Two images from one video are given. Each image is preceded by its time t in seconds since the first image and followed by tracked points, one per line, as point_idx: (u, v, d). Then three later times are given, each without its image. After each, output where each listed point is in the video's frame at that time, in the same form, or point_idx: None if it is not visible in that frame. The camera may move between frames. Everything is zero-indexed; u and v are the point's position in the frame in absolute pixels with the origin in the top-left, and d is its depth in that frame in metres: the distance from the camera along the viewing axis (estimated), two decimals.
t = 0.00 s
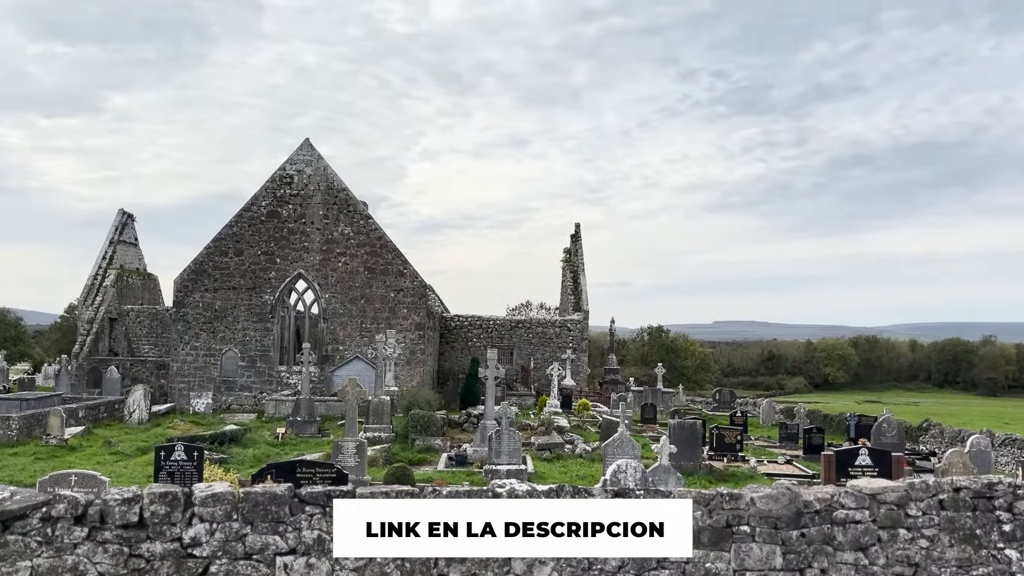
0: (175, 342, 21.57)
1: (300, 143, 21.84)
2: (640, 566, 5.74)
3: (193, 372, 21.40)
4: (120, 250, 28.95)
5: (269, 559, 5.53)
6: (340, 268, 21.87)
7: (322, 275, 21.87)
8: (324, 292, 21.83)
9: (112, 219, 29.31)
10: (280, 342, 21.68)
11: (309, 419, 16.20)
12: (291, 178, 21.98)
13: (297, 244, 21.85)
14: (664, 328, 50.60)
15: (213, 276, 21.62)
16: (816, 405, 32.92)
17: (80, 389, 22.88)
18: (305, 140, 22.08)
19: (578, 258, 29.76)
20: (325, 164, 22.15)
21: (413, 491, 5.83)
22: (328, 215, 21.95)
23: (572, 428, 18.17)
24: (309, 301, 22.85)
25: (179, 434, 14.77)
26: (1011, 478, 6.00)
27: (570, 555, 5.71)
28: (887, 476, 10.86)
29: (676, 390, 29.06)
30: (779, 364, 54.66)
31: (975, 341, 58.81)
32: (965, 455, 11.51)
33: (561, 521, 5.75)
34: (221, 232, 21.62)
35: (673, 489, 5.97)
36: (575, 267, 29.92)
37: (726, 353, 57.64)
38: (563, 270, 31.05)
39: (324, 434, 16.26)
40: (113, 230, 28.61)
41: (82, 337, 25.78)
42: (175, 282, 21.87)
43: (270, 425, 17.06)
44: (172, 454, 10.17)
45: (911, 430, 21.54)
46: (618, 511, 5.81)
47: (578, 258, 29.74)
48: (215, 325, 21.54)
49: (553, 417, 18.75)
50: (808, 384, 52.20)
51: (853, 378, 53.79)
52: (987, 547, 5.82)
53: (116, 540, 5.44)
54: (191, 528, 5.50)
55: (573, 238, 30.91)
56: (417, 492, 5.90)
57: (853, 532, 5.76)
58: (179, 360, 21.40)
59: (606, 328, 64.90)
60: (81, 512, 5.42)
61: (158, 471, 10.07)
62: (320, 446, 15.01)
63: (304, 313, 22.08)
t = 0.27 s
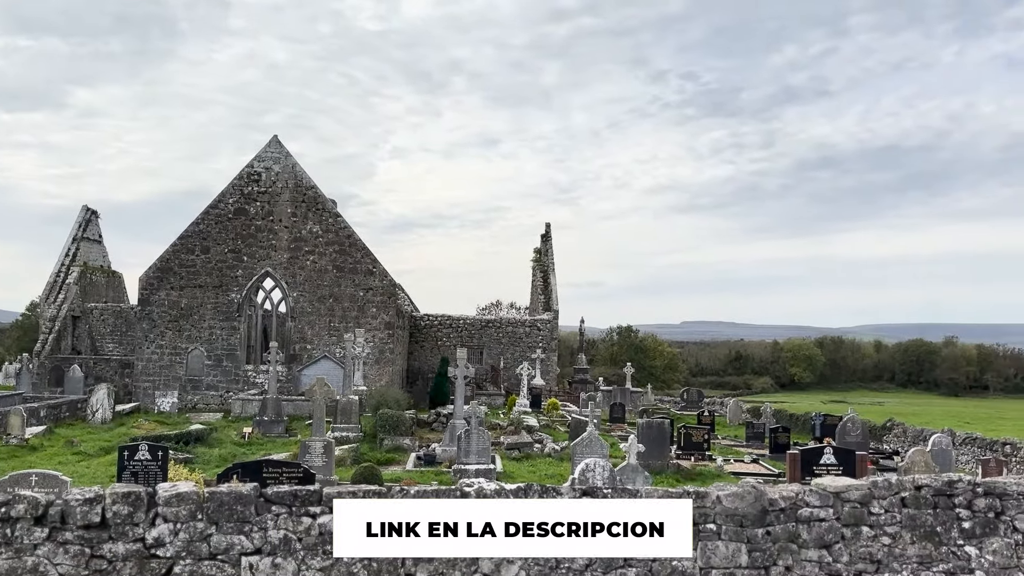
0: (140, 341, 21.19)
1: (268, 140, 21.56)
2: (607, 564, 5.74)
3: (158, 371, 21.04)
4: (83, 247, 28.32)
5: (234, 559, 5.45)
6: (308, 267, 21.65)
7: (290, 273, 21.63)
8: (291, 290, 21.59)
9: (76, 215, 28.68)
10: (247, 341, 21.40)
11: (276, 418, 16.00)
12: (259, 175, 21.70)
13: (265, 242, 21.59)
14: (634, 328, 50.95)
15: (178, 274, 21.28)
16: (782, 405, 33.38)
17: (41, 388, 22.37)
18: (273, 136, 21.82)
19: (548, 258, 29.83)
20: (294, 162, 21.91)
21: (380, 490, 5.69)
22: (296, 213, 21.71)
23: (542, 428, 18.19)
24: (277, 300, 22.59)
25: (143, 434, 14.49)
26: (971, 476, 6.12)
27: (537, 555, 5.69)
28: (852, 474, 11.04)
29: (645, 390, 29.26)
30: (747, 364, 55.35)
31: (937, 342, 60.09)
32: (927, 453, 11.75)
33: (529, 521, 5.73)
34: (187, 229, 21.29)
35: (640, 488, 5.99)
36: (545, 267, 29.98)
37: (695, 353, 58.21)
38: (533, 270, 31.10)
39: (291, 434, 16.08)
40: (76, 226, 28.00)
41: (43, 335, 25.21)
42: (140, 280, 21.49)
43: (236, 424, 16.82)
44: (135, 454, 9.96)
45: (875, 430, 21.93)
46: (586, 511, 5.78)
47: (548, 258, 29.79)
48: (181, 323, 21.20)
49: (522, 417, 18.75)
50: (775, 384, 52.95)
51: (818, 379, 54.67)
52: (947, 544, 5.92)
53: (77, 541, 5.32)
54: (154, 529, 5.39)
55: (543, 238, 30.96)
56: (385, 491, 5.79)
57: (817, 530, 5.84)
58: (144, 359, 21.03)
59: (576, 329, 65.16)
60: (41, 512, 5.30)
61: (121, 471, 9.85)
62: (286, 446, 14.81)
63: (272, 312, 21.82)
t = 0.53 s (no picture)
0: (104, 339, 20.79)
1: (236, 137, 21.27)
2: (575, 563, 5.72)
3: (123, 370, 20.66)
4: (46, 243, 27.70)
5: (198, 560, 5.35)
6: (277, 265, 21.41)
7: (258, 271, 21.36)
8: (260, 289, 21.33)
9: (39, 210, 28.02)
10: (214, 339, 21.08)
11: (243, 418, 15.78)
12: (227, 172, 21.40)
13: (232, 240, 21.29)
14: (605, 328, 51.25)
15: (144, 271, 20.92)
16: (750, 404, 33.79)
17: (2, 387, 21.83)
18: (242, 133, 21.53)
19: (519, 258, 29.86)
20: (263, 159, 21.64)
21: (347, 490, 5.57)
22: (265, 211, 21.45)
23: (512, 427, 18.19)
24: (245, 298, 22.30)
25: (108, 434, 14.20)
26: (933, 474, 6.23)
27: (505, 554, 5.64)
28: (818, 472, 11.19)
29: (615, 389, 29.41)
30: (716, 364, 55.94)
31: (900, 342, 61.33)
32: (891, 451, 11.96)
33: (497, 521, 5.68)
34: (154, 226, 20.93)
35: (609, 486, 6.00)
36: (516, 266, 30.01)
37: (665, 353, 58.67)
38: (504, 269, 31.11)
39: (259, 433, 15.88)
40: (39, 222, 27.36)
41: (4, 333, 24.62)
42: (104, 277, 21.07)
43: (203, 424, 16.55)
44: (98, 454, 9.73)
45: (841, 429, 22.30)
46: (554, 510, 5.75)
47: (519, 257, 29.81)
48: (147, 322, 20.84)
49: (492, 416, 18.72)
50: (743, 383, 53.60)
51: (786, 378, 55.44)
52: (910, 540, 6.02)
53: (37, 542, 5.20)
54: (117, 530, 5.29)
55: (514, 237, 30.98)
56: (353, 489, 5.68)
57: (783, 528, 5.90)
58: (109, 358, 20.64)
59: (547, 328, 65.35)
60: None
61: (83, 471, 9.62)
62: (254, 445, 14.60)
63: (239, 310, 21.54)
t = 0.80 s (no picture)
0: (70, 337, 20.38)
1: (204, 133, 20.97)
2: (544, 562, 5.71)
3: (89, 369, 20.27)
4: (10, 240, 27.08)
5: (162, 562, 5.26)
6: (246, 262, 21.15)
7: (227, 269, 21.09)
8: (228, 287, 21.05)
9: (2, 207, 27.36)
10: (182, 338, 20.75)
11: (212, 417, 15.57)
12: (195, 168, 21.09)
13: (201, 237, 20.99)
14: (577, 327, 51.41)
15: (111, 269, 20.55)
16: (720, 402, 34.10)
17: None
18: (210, 129, 21.23)
19: (491, 256, 29.85)
20: (232, 155, 21.35)
21: (314, 491, 5.49)
22: (234, 208, 21.17)
23: (483, 426, 18.16)
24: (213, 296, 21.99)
25: (73, 434, 13.91)
26: (898, 472, 6.32)
27: (473, 554, 5.63)
28: (785, 470, 11.32)
29: (586, 387, 29.51)
30: (686, 363, 56.38)
31: (867, 341, 62.35)
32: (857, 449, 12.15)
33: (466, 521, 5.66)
34: (120, 223, 20.57)
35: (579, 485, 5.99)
36: (488, 265, 29.99)
37: (636, 352, 58.98)
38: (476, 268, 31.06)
39: (228, 433, 15.68)
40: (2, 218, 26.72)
41: None
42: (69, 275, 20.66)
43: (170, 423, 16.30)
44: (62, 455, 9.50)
45: (809, 427, 22.60)
46: (522, 509, 5.72)
47: (491, 256, 29.78)
48: (113, 320, 20.47)
49: (464, 415, 18.66)
50: (713, 382, 54.08)
51: (756, 377, 56.05)
52: (875, 537, 6.10)
53: None
54: (78, 531, 5.17)
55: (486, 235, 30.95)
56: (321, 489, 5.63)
57: (751, 526, 5.95)
58: (74, 357, 20.24)
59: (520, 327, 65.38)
60: None
61: (46, 472, 9.39)
62: (222, 445, 14.37)
63: (208, 308, 21.24)
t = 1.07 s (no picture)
0: (33, 335, 19.96)
1: (173, 128, 20.65)
2: (512, 560, 5.68)
3: (53, 368, 19.86)
4: None
5: (124, 563, 5.16)
6: (215, 259, 20.88)
7: (196, 266, 20.79)
8: (197, 284, 20.76)
9: None
10: (149, 336, 20.41)
11: (179, 416, 15.34)
12: (163, 164, 20.76)
13: (169, 234, 20.67)
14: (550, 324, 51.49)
15: (76, 266, 20.16)
16: (691, 399, 34.38)
17: None
18: (179, 125, 20.91)
19: (464, 254, 29.80)
20: (201, 151, 21.05)
21: (280, 491, 5.44)
22: (202, 204, 20.88)
23: (455, 423, 18.11)
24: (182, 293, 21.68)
25: (36, 434, 13.63)
26: (863, 467, 6.28)
27: (442, 553, 5.61)
28: (753, 466, 11.44)
29: (558, 384, 29.57)
30: (658, 360, 56.71)
31: (835, 339, 63.30)
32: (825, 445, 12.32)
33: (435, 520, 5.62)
34: (86, 219, 20.18)
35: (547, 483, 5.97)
36: (460, 262, 29.93)
37: (608, 349, 59.24)
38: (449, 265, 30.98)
39: (196, 432, 15.46)
40: None
41: None
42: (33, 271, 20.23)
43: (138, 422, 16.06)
44: (24, 454, 9.29)
45: (778, 423, 22.87)
46: (491, 507, 5.71)
47: (464, 254, 29.70)
48: (78, 317, 20.09)
49: (435, 413, 18.58)
50: (685, 379, 54.55)
51: (727, 374, 56.65)
52: (841, 533, 6.09)
53: None
54: (37, 532, 5.06)
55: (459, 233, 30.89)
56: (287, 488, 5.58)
57: (718, 522, 5.94)
58: (38, 355, 19.82)
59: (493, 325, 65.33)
60: None
61: (8, 471, 9.19)
62: (190, 445, 14.13)
63: (176, 305, 20.93)
